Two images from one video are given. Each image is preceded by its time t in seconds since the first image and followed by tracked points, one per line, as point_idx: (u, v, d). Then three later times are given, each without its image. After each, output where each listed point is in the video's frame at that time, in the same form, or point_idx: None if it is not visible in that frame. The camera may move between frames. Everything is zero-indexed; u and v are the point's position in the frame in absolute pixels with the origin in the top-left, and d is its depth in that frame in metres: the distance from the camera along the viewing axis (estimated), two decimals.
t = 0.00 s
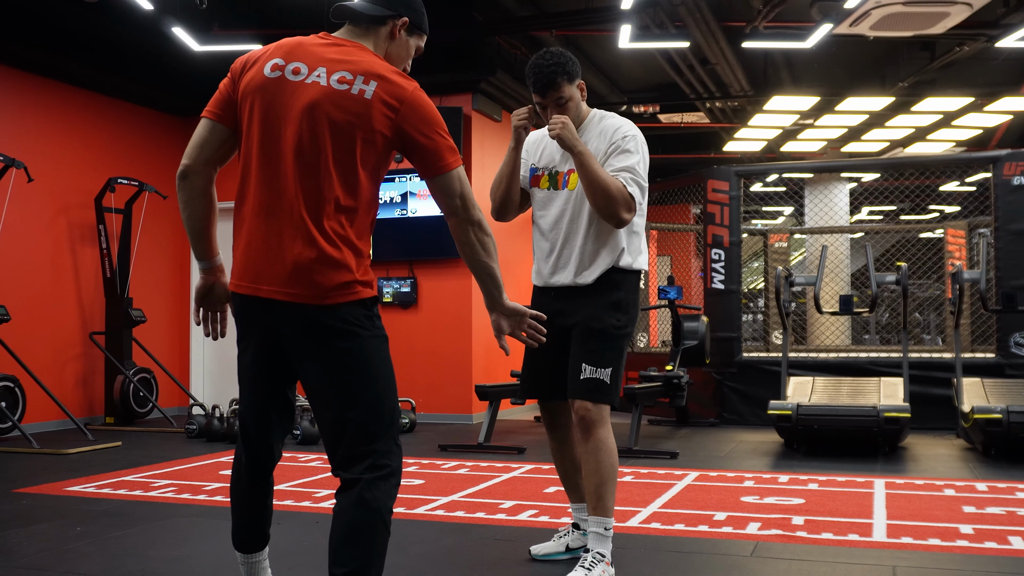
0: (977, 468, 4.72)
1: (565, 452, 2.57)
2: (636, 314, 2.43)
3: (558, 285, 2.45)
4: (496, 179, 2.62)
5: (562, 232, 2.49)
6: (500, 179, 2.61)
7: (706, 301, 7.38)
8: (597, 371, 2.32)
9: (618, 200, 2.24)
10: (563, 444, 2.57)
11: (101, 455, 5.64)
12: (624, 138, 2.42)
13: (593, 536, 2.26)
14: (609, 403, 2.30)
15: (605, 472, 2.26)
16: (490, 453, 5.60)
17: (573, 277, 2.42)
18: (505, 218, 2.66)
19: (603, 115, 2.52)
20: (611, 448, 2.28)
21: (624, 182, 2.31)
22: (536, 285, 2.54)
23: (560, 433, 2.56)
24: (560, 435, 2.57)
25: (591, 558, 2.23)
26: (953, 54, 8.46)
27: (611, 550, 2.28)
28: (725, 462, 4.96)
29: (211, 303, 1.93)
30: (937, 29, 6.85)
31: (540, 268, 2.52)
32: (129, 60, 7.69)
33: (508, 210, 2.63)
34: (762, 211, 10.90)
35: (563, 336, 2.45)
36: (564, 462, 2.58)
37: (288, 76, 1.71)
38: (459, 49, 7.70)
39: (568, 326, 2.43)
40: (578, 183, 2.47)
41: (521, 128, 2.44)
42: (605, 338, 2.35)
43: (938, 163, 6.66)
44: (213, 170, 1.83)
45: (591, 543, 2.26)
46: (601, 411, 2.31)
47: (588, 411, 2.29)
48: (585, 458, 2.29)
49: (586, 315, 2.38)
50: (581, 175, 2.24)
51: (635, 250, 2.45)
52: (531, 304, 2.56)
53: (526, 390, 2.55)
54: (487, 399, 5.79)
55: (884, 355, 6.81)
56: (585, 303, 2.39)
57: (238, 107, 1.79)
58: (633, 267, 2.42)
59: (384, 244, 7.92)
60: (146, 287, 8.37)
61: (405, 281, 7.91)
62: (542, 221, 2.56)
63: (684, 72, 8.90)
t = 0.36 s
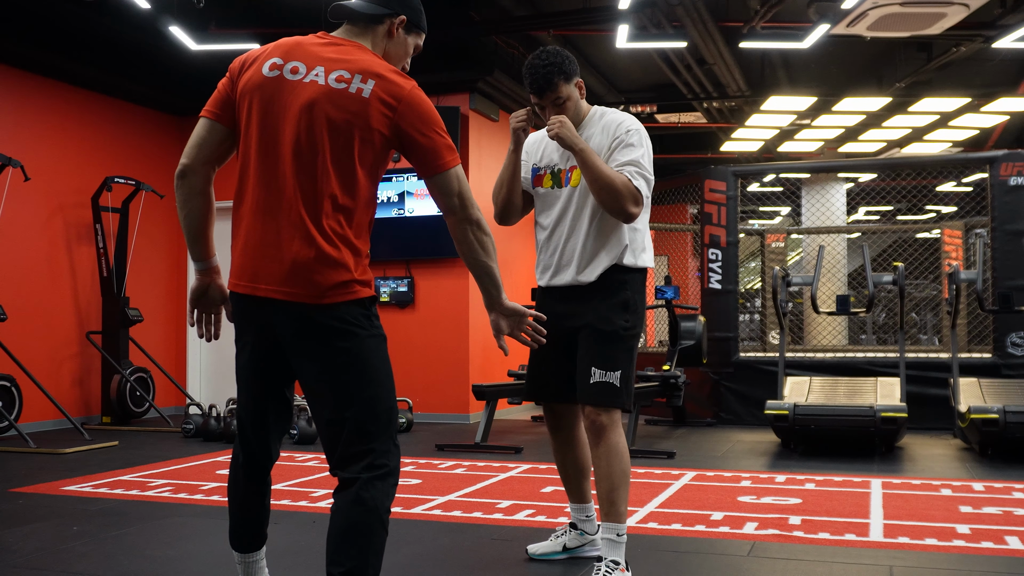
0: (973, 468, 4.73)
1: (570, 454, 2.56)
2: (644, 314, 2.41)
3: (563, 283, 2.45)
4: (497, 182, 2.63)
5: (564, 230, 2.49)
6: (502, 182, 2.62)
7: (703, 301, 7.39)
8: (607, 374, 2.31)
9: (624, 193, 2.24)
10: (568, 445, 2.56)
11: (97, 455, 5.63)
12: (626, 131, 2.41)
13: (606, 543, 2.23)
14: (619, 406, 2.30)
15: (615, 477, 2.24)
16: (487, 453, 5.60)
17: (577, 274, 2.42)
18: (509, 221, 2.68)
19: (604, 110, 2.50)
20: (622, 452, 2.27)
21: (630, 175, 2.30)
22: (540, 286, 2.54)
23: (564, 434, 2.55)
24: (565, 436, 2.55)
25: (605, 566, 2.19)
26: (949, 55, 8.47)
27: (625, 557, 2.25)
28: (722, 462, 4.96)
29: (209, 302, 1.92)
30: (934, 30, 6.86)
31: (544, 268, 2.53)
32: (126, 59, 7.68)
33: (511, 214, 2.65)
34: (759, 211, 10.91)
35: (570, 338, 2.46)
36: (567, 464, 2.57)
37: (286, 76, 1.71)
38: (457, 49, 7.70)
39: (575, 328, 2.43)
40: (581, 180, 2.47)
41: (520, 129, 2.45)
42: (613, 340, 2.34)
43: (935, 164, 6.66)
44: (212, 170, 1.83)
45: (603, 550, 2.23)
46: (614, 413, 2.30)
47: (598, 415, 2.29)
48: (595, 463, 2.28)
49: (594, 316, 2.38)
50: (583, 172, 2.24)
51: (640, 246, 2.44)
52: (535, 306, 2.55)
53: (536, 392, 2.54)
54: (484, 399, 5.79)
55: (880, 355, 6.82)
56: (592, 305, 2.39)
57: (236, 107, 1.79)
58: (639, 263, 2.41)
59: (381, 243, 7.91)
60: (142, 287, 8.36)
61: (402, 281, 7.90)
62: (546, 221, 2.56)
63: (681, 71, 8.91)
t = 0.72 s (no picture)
0: (968, 473, 4.73)
1: (561, 454, 2.56)
2: (645, 315, 2.41)
3: (560, 290, 2.47)
4: (493, 190, 2.65)
5: (560, 237, 2.50)
6: (498, 190, 2.63)
7: (701, 304, 7.40)
8: (602, 378, 2.32)
9: (613, 203, 2.24)
10: (559, 445, 2.55)
11: (92, 451, 5.63)
12: (617, 137, 2.39)
13: (601, 546, 2.23)
14: (617, 410, 2.30)
15: (611, 480, 2.24)
16: (483, 453, 5.60)
17: (573, 281, 2.44)
18: (508, 227, 2.69)
19: (595, 115, 2.50)
20: (619, 456, 2.28)
21: (619, 182, 2.28)
22: (542, 291, 2.57)
23: (555, 434, 2.54)
24: (556, 437, 2.54)
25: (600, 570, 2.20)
26: (948, 61, 8.50)
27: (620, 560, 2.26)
28: (718, 465, 4.97)
29: (210, 302, 1.92)
30: (933, 35, 6.87)
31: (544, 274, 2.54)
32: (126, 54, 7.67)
33: (510, 220, 2.65)
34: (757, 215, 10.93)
35: (567, 341, 2.46)
36: (559, 465, 2.57)
37: (286, 75, 1.71)
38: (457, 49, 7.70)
39: (572, 330, 2.43)
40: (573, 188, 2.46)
41: (509, 139, 2.48)
42: (609, 343, 2.34)
43: (933, 169, 6.67)
44: (213, 169, 1.83)
45: (598, 553, 2.24)
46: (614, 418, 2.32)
47: (595, 418, 2.29)
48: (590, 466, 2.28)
49: (591, 318, 2.38)
50: (571, 182, 2.25)
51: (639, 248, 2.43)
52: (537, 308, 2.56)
53: (533, 393, 2.55)
54: (480, 399, 5.79)
55: (877, 360, 6.84)
56: (589, 307, 2.39)
57: (237, 106, 1.79)
58: (638, 267, 2.40)
59: (379, 243, 7.91)
60: (140, 283, 8.35)
61: (400, 281, 7.90)
62: (543, 227, 2.57)
63: (681, 74, 8.92)
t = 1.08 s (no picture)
0: (970, 469, 4.74)
1: (559, 451, 2.56)
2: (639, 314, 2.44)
3: (557, 291, 2.46)
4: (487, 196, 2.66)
5: (554, 240, 2.50)
6: (491, 195, 2.64)
7: (701, 303, 7.41)
8: (602, 371, 2.33)
9: (606, 205, 2.25)
10: (555, 442, 2.56)
11: (95, 457, 5.63)
12: (608, 140, 2.40)
13: (617, 540, 2.24)
14: (617, 402, 2.31)
15: (621, 473, 2.25)
16: (485, 455, 5.60)
17: (570, 282, 2.43)
18: (501, 233, 2.69)
19: (586, 118, 2.51)
20: (624, 447, 2.28)
21: (611, 185, 2.30)
22: (537, 294, 2.56)
23: (552, 431, 2.54)
24: (554, 434, 2.54)
25: (620, 564, 2.21)
26: (945, 58, 8.51)
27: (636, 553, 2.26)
28: (720, 464, 4.98)
29: (219, 308, 1.93)
30: (931, 32, 6.88)
31: (538, 277, 2.54)
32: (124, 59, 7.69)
33: (504, 224, 2.65)
34: (757, 213, 10.94)
35: (565, 338, 2.46)
36: (557, 463, 2.58)
37: (284, 78, 1.72)
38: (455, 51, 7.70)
39: (568, 329, 2.43)
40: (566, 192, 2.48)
41: (500, 147, 2.48)
42: (606, 337, 2.36)
43: (933, 166, 6.68)
44: (216, 175, 1.84)
45: (615, 547, 2.24)
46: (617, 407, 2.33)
47: (596, 410, 2.29)
48: (598, 460, 2.28)
49: (588, 315, 2.38)
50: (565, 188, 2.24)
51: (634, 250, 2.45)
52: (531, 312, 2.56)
53: (533, 391, 2.55)
54: (482, 401, 5.79)
55: (878, 357, 6.84)
56: (586, 306, 2.40)
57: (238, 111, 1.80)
58: (633, 267, 2.43)
59: (379, 245, 7.91)
60: (140, 288, 8.36)
61: (400, 283, 7.91)
62: (538, 230, 2.57)
63: (679, 74, 8.93)
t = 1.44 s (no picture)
0: (975, 466, 4.73)
1: (570, 447, 2.57)
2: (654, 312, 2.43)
3: (571, 286, 2.46)
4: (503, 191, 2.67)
5: (570, 235, 2.50)
6: (508, 190, 2.65)
7: (705, 301, 7.40)
8: (618, 375, 2.33)
9: (617, 196, 2.24)
10: (567, 439, 2.57)
11: (100, 458, 5.65)
12: (624, 131, 2.40)
13: (629, 545, 2.23)
14: (634, 406, 2.30)
15: (633, 479, 2.25)
16: (490, 454, 5.61)
17: (584, 277, 2.43)
18: (520, 228, 2.70)
19: (603, 110, 2.50)
20: (640, 453, 2.28)
21: (624, 176, 2.29)
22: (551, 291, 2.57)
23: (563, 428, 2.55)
24: (564, 430, 2.55)
25: (632, 569, 2.20)
26: (948, 54, 8.49)
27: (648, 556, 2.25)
28: (725, 461, 4.97)
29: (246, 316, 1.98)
30: (934, 28, 6.86)
31: (552, 272, 2.54)
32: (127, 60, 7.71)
33: (521, 219, 2.66)
34: (760, 210, 10.93)
35: (578, 339, 2.46)
36: (565, 458, 2.58)
37: (274, 85, 1.81)
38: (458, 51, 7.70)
39: (582, 330, 2.44)
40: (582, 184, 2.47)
41: (516, 139, 2.48)
42: (623, 341, 2.35)
43: (936, 162, 6.66)
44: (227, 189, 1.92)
45: (627, 552, 2.24)
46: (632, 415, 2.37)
47: (614, 416, 2.28)
48: (611, 464, 2.28)
49: (601, 317, 2.39)
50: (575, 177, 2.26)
51: (647, 246, 2.44)
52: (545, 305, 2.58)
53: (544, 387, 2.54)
54: (487, 400, 5.79)
55: (882, 354, 6.83)
56: (599, 306, 2.40)
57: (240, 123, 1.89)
58: (647, 264, 2.42)
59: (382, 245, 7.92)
60: (144, 289, 8.39)
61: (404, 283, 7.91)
62: (554, 223, 2.57)
63: (682, 72, 8.92)
